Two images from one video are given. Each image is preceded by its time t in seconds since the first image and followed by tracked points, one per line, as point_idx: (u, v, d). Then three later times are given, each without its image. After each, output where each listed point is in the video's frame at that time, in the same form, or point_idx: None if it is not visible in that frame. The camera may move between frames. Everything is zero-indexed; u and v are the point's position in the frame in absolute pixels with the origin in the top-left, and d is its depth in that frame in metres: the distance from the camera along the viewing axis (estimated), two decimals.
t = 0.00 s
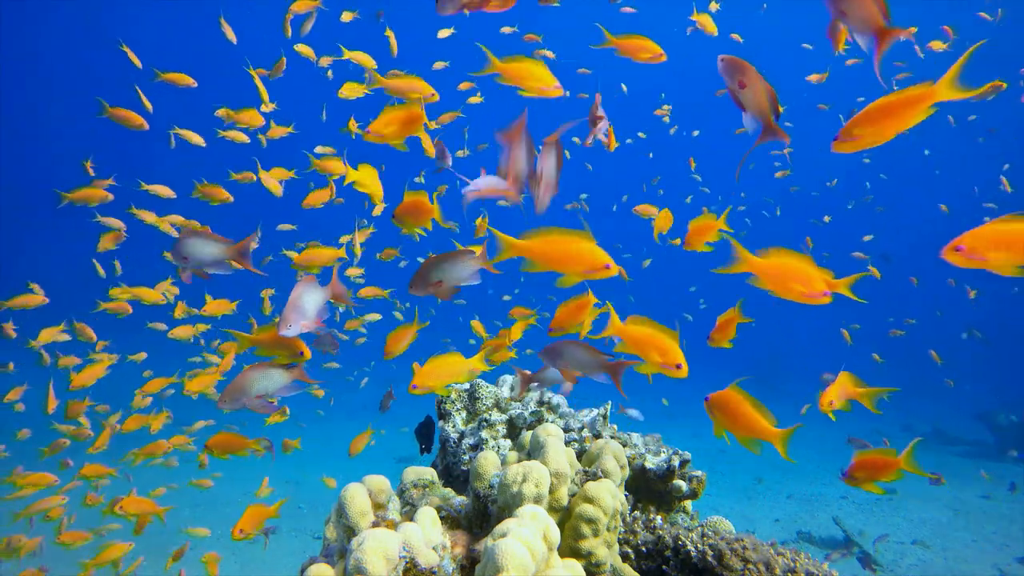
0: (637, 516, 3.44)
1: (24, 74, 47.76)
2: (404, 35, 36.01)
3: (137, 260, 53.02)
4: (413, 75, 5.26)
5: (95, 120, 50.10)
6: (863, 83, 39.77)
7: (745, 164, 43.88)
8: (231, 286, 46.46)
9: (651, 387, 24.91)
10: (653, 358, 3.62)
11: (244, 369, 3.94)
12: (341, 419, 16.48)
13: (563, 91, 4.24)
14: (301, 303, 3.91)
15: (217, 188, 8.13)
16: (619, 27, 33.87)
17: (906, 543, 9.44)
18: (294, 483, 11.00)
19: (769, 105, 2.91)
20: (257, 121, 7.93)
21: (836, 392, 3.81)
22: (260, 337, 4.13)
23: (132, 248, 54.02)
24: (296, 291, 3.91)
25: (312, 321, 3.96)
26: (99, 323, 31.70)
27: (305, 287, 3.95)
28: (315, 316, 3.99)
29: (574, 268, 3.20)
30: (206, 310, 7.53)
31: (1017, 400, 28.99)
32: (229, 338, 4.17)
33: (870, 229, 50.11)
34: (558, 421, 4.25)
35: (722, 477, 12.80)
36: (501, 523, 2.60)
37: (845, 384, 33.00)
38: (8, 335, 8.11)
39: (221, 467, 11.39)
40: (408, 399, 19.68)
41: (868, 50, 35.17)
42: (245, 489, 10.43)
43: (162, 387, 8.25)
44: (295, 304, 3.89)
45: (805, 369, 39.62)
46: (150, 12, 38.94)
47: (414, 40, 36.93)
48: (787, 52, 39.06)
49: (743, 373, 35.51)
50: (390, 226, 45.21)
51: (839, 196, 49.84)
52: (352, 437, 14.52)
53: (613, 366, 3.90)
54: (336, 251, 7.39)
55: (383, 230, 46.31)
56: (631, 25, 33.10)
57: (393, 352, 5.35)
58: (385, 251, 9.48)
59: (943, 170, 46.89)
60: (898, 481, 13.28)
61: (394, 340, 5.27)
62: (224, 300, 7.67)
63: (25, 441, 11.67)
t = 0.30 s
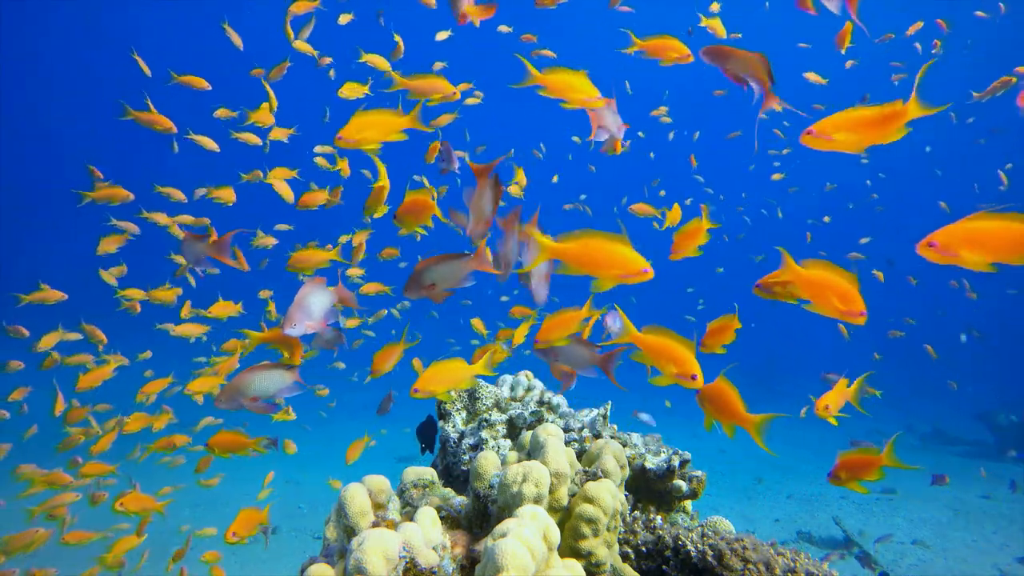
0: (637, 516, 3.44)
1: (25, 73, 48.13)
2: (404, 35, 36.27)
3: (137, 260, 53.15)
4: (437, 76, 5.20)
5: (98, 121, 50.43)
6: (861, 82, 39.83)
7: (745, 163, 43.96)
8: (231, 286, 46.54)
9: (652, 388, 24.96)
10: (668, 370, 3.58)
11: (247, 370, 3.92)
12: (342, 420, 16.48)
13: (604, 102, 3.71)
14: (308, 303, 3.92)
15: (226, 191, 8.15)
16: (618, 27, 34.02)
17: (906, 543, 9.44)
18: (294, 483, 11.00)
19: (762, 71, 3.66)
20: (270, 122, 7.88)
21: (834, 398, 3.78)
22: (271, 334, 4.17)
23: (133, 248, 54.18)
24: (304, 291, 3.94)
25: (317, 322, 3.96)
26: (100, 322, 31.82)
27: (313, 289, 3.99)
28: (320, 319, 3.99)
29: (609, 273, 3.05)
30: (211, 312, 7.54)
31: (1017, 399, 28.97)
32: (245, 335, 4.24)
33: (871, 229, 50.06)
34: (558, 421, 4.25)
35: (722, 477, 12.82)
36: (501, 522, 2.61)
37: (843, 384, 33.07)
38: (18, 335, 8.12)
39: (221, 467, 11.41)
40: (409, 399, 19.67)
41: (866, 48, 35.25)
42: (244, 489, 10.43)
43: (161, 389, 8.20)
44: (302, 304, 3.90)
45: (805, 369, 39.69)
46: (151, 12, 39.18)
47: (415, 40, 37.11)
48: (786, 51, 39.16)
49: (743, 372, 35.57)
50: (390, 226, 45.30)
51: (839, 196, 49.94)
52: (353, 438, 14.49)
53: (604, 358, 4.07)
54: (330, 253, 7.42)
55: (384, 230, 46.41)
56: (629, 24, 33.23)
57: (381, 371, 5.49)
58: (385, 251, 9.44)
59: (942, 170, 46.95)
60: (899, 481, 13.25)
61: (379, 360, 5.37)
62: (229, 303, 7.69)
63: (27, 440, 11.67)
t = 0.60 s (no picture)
0: (637, 516, 3.43)
1: (25, 74, 48.30)
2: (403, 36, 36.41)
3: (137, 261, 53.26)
4: (456, 75, 5.99)
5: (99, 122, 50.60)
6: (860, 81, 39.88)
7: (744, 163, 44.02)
8: (231, 287, 46.56)
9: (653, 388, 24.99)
10: (677, 375, 3.59)
11: (248, 370, 3.91)
12: (342, 420, 16.49)
13: (642, 110, 3.91)
14: (314, 304, 3.97)
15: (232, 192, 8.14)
16: (617, 27, 34.10)
17: (906, 543, 9.44)
18: (293, 483, 11.00)
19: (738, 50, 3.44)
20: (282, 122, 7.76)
21: (833, 403, 3.76)
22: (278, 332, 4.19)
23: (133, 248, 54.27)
24: (311, 293, 3.98)
25: (323, 323, 4.00)
26: (101, 322, 31.88)
27: (320, 291, 4.02)
28: (326, 319, 4.03)
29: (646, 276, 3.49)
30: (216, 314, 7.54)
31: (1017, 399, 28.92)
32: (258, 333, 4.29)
33: (871, 229, 50.05)
34: (558, 421, 4.25)
35: (721, 478, 12.82)
36: (501, 523, 2.61)
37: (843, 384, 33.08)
38: (30, 332, 8.11)
39: (221, 467, 11.42)
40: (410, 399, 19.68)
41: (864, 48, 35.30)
42: (243, 489, 10.43)
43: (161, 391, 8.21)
44: (308, 304, 3.95)
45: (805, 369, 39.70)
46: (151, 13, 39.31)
47: (414, 41, 37.24)
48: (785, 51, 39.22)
49: (743, 372, 35.60)
50: (391, 227, 45.42)
51: (838, 196, 50.00)
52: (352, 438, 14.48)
53: (593, 353, 4.18)
54: (325, 253, 7.38)
55: (384, 231, 46.52)
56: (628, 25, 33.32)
57: (370, 386, 5.45)
58: (384, 250, 9.37)
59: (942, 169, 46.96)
60: (899, 481, 13.24)
61: (370, 374, 5.38)
62: (234, 304, 7.70)
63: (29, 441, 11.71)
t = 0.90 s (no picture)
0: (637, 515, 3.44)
1: (27, 75, 48.40)
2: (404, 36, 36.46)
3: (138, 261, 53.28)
4: (472, 74, 6.04)
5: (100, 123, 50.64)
6: (860, 82, 39.91)
7: (744, 163, 44.05)
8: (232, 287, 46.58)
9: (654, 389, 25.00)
10: (684, 379, 3.61)
11: (248, 370, 3.91)
12: (342, 420, 16.50)
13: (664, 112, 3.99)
14: (318, 305, 3.98)
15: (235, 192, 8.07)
16: (617, 27, 34.11)
17: (906, 543, 9.45)
18: (294, 483, 10.99)
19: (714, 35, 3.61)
20: (286, 121, 7.69)
21: (833, 408, 3.68)
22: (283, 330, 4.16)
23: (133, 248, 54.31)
24: (314, 293, 3.99)
25: (327, 323, 4.00)
26: (102, 323, 31.92)
27: (323, 292, 4.03)
28: (332, 320, 4.05)
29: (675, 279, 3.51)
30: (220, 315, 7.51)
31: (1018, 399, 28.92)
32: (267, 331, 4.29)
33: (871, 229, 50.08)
34: (558, 421, 4.26)
35: (721, 477, 12.83)
36: (501, 522, 2.61)
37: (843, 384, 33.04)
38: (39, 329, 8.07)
39: (221, 467, 11.40)
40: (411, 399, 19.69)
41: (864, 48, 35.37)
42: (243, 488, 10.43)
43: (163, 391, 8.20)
44: (312, 304, 3.95)
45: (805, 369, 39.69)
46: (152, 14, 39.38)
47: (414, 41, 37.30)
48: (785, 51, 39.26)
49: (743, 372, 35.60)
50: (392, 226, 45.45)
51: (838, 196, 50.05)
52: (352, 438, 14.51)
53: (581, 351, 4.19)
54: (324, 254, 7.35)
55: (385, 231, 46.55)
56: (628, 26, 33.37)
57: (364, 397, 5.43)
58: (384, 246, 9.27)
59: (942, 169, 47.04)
60: (899, 481, 13.24)
61: (365, 384, 5.35)
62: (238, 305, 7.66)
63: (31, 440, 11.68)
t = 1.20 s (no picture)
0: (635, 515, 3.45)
1: (30, 76, 48.52)
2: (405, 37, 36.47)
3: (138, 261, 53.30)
4: (488, 72, 6.06)
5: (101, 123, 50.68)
6: (860, 82, 39.94)
7: (744, 164, 44.08)
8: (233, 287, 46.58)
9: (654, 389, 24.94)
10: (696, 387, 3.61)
11: (249, 370, 3.90)
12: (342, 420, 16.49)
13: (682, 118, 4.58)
14: (326, 304, 3.99)
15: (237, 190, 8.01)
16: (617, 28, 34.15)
17: (906, 543, 9.44)
18: (294, 482, 11.00)
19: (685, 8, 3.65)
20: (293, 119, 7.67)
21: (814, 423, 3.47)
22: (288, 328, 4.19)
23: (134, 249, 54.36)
24: (323, 292, 4.00)
25: (336, 323, 3.98)
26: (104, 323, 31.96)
27: (332, 292, 4.03)
28: (338, 320, 4.01)
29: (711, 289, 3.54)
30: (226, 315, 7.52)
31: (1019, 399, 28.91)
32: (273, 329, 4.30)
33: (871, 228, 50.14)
34: (558, 421, 4.26)
35: (721, 477, 12.83)
36: (501, 523, 2.61)
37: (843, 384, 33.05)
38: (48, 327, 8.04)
39: (222, 466, 11.42)
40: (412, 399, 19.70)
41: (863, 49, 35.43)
42: (244, 488, 10.45)
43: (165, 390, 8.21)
44: (320, 302, 3.98)
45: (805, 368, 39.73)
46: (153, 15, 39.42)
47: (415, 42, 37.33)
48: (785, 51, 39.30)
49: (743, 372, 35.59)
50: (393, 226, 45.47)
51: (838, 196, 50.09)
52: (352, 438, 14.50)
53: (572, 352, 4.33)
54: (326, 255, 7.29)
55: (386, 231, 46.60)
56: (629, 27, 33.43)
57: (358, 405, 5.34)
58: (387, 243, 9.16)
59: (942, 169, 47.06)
60: (899, 481, 13.25)
61: (360, 392, 5.31)
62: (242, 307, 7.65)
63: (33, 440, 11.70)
